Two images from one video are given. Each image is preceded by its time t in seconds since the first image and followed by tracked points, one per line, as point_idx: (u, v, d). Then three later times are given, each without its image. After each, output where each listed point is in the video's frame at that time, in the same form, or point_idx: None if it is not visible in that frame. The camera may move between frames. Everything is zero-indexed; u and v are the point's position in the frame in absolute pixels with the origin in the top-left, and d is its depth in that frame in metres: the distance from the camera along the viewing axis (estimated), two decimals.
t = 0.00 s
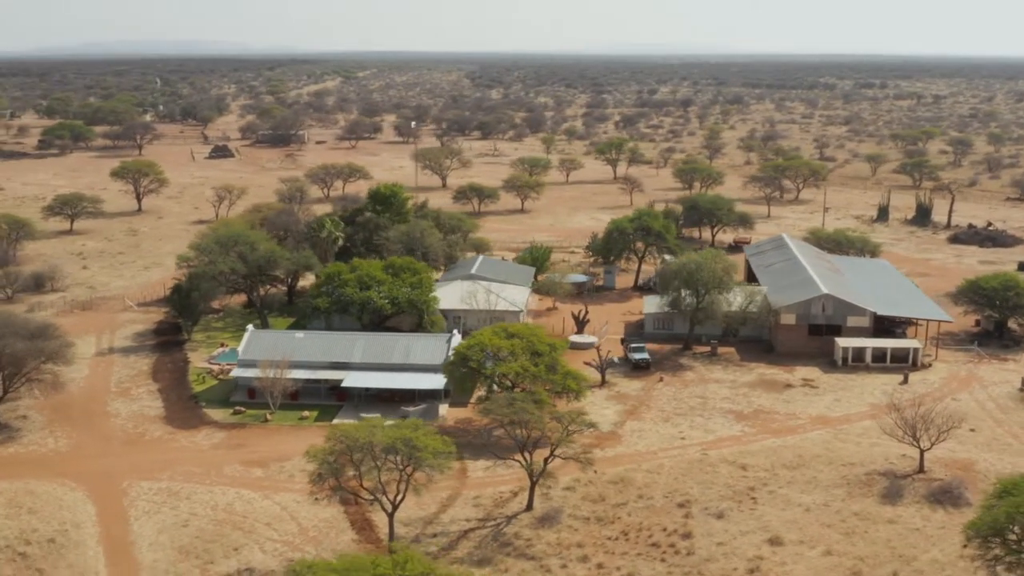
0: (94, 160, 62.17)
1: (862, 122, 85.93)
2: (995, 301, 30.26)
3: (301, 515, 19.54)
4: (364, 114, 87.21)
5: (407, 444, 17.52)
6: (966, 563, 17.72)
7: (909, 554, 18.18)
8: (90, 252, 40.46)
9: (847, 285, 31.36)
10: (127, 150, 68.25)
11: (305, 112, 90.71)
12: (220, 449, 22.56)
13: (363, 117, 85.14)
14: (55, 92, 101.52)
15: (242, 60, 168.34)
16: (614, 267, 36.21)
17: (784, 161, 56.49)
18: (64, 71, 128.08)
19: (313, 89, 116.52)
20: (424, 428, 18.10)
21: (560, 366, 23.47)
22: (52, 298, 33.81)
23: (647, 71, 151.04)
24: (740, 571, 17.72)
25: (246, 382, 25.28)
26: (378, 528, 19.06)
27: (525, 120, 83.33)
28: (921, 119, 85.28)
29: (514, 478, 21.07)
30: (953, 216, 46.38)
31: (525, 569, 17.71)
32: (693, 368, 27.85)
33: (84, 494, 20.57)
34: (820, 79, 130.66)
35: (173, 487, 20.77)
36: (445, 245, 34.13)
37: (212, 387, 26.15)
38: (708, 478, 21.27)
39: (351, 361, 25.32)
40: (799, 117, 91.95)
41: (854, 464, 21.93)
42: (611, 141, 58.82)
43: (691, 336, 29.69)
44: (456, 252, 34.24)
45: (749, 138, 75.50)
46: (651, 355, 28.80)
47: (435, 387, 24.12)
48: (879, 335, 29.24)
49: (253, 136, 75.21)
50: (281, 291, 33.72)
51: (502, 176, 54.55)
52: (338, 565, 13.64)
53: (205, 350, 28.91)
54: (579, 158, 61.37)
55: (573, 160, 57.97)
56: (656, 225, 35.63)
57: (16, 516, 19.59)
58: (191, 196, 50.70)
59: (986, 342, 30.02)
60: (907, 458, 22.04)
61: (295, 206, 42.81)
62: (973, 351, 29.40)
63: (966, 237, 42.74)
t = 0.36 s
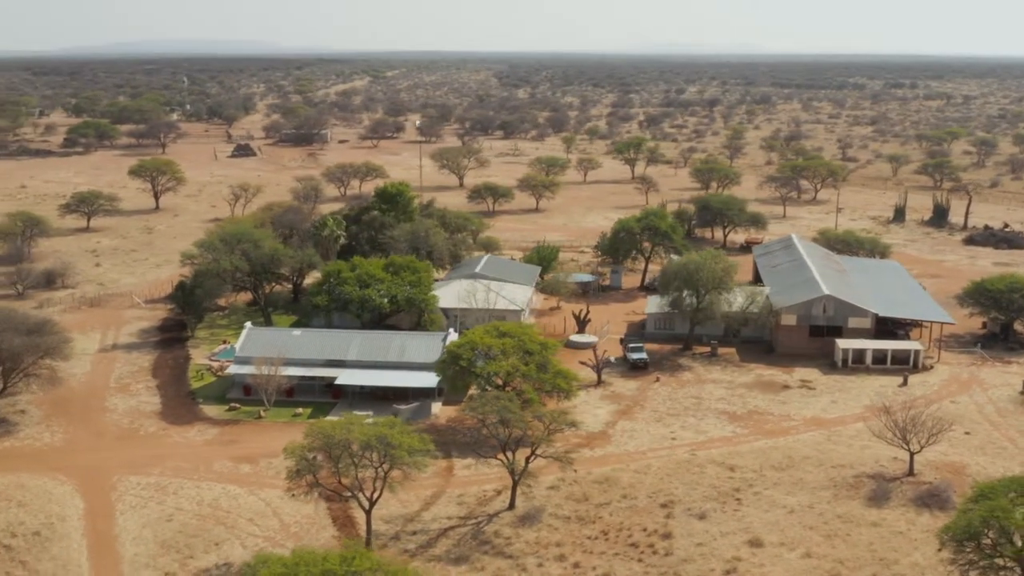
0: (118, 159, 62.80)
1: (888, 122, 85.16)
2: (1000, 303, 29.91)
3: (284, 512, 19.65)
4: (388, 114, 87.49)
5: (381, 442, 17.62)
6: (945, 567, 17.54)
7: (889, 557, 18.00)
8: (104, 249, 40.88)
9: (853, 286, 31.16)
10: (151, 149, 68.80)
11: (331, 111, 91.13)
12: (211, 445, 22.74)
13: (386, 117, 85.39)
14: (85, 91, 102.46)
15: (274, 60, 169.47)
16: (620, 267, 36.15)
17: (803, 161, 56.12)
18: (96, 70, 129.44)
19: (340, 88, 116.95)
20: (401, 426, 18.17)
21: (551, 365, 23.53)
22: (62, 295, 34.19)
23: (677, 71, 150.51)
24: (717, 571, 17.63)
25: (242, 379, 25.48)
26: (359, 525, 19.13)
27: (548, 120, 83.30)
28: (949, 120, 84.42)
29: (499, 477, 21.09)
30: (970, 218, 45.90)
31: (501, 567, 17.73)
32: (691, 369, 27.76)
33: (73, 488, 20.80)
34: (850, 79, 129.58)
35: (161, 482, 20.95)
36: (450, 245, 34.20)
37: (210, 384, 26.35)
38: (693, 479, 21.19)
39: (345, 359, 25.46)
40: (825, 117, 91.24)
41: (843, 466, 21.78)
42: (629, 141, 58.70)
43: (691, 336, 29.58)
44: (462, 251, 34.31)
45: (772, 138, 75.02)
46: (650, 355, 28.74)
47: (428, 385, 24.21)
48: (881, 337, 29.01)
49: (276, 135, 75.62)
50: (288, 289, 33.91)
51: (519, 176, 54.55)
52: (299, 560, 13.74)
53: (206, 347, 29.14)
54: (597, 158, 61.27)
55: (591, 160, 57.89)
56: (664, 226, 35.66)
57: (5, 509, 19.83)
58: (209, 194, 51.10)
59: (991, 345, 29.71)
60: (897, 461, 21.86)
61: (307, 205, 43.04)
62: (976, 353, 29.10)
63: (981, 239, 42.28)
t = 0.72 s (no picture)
0: (140, 158, 63.40)
1: (914, 123, 84.41)
2: (1005, 306, 29.62)
3: (267, 508, 19.73)
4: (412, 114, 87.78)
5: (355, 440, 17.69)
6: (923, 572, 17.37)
7: (868, 562, 17.85)
8: (118, 247, 41.27)
9: (857, 288, 30.98)
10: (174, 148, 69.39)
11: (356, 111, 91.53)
12: (202, 442, 22.92)
13: (410, 117, 85.69)
14: (116, 91, 103.47)
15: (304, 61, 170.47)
16: (627, 267, 36.15)
17: (821, 162, 55.78)
18: (127, 70, 130.80)
19: (367, 88, 117.43)
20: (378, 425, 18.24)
21: (541, 364, 23.56)
22: (72, 292, 34.55)
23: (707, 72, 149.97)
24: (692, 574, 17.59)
25: (237, 377, 25.65)
26: (340, 522, 19.18)
27: (571, 121, 83.23)
28: (977, 121, 83.59)
29: (483, 476, 21.08)
30: (987, 220, 45.45)
31: (476, 567, 17.76)
32: (688, 370, 27.67)
33: (63, 483, 21.05)
34: (880, 80, 128.58)
35: (149, 478, 21.15)
36: (455, 243, 34.29)
37: (208, 380, 26.52)
38: (679, 480, 21.10)
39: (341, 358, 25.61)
40: (852, 118, 90.53)
41: (831, 470, 21.61)
42: (647, 141, 58.59)
43: (691, 338, 29.45)
44: (467, 250, 34.39)
45: (795, 138, 74.57)
46: (649, 356, 28.69)
47: (420, 384, 24.30)
48: (882, 339, 28.80)
49: (299, 134, 76.05)
50: (293, 287, 34.11)
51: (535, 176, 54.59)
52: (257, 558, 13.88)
53: (208, 344, 29.36)
54: (616, 159, 61.19)
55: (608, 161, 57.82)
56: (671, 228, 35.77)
57: None
58: (225, 193, 51.48)
59: (995, 348, 29.42)
60: (886, 465, 21.70)
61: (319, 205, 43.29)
62: (979, 357, 28.82)
63: (996, 241, 41.86)
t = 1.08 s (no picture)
0: (162, 157, 63.89)
1: (941, 124, 83.58)
2: (1010, 309, 29.31)
3: (250, 505, 19.85)
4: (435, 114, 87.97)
5: (330, 438, 17.78)
6: None
7: (847, 565, 17.69)
8: (131, 245, 41.64)
9: (860, 289, 30.78)
10: (197, 147, 69.90)
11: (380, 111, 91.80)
12: (193, 439, 23.08)
13: (433, 117, 85.87)
14: (144, 90, 104.38)
15: (333, 61, 171.00)
16: (633, 267, 36.06)
17: (840, 163, 55.38)
18: (157, 68, 131.79)
19: (393, 87, 117.77)
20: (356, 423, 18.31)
21: (531, 364, 23.54)
22: (80, 290, 34.90)
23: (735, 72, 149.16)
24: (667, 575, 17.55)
25: (233, 374, 25.80)
26: (321, 520, 19.28)
27: (593, 121, 83.09)
28: (1004, 122, 82.67)
29: (468, 476, 21.11)
30: (1004, 223, 44.96)
31: (451, 566, 17.80)
32: (686, 371, 27.60)
33: (53, 477, 21.28)
34: (910, 80, 127.39)
35: (138, 474, 21.35)
36: (460, 242, 34.36)
37: (205, 378, 26.68)
38: (664, 482, 21.03)
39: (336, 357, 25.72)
40: (878, 118, 89.78)
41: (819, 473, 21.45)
42: (665, 142, 58.42)
43: (690, 339, 29.33)
44: (472, 249, 34.44)
45: (818, 138, 74.05)
46: (648, 357, 28.61)
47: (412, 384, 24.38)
48: (883, 342, 28.61)
49: (321, 133, 76.39)
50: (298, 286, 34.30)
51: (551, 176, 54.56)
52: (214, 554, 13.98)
53: (209, 342, 29.57)
54: (633, 159, 61.04)
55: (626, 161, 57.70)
56: (677, 226, 35.69)
57: None
58: (242, 191, 51.79)
59: (999, 352, 29.14)
60: (875, 468, 21.54)
61: (331, 205, 43.50)
62: (982, 360, 28.55)
63: (1011, 244, 41.41)
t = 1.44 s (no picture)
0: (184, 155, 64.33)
1: (968, 125, 82.72)
2: (1015, 312, 29.03)
3: (235, 501, 19.97)
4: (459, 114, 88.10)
5: (306, 435, 17.84)
6: None
7: (824, 568, 17.54)
8: (144, 243, 41.99)
9: (865, 291, 30.53)
10: (220, 146, 70.37)
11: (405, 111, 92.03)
12: (186, 435, 23.25)
13: (456, 117, 85.98)
14: (173, 88, 105.14)
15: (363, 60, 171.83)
16: (640, 267, 35.88)
17: (859, 163, 54.96)
18: (187, 68, 132.75)
19: (420, 87, 118.01)
20: (332, 419, 18.35)
21: (522, 363, 23.55)
22: (91, 287, 35.24)
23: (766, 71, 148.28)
24: None
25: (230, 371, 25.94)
26: (303, 517, 19.37)
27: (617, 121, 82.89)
28: None
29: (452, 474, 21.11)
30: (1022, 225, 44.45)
31: (427, 564, 17.83)
32: (684, 371, 27.51)
33: (45, 471, 21.53)
34: (941, 81, 126.16)
35: (128, 469, 21.54)
36: (465, 241, 34.41)
37: (204, 375, 26.84)
38: (650, 483, 20.97)
39: (332, 355, 25.83)
40: (905, 119, 88.97)
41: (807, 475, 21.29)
42: (683, 142, 58.23)
43: (690, 339, 29.23)
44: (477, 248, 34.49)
45: (842, 139, 73.48)
46: (646, 357, 28.52)
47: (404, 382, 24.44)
48: (885, 344, 28.37)
49: (344, 133, 76.67)
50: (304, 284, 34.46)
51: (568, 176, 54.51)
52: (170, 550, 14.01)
53: (211, 339, 29.79)
54: (652, 159, 60.87)
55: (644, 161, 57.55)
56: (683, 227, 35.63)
57: None
58: (259, 190, 52.10)
59: (1002, 355, 28.84)
60: (864, 472, 21.38)
61: (344, 204, 43.69)
62: (984, 363, 28.28)
63: None
